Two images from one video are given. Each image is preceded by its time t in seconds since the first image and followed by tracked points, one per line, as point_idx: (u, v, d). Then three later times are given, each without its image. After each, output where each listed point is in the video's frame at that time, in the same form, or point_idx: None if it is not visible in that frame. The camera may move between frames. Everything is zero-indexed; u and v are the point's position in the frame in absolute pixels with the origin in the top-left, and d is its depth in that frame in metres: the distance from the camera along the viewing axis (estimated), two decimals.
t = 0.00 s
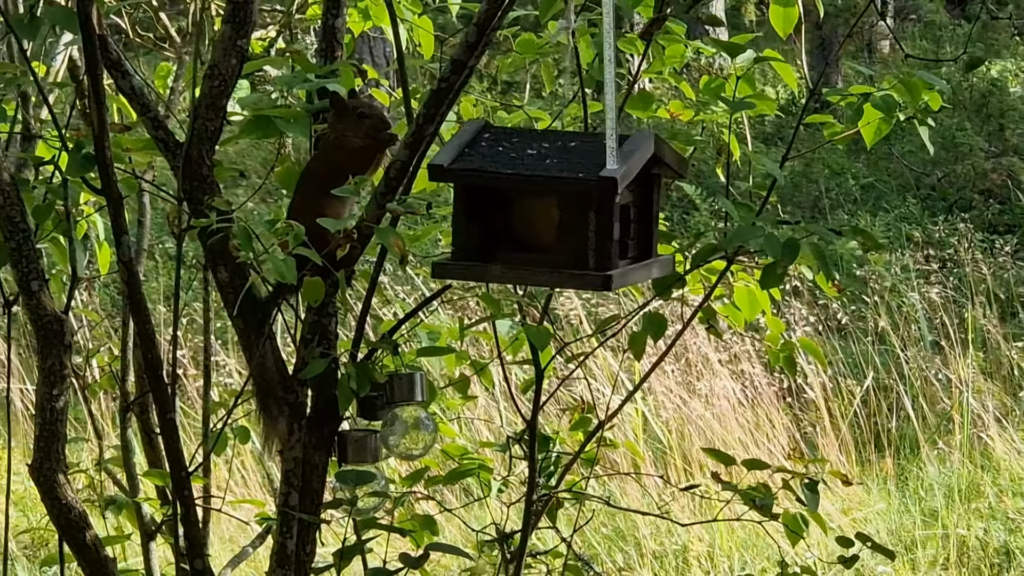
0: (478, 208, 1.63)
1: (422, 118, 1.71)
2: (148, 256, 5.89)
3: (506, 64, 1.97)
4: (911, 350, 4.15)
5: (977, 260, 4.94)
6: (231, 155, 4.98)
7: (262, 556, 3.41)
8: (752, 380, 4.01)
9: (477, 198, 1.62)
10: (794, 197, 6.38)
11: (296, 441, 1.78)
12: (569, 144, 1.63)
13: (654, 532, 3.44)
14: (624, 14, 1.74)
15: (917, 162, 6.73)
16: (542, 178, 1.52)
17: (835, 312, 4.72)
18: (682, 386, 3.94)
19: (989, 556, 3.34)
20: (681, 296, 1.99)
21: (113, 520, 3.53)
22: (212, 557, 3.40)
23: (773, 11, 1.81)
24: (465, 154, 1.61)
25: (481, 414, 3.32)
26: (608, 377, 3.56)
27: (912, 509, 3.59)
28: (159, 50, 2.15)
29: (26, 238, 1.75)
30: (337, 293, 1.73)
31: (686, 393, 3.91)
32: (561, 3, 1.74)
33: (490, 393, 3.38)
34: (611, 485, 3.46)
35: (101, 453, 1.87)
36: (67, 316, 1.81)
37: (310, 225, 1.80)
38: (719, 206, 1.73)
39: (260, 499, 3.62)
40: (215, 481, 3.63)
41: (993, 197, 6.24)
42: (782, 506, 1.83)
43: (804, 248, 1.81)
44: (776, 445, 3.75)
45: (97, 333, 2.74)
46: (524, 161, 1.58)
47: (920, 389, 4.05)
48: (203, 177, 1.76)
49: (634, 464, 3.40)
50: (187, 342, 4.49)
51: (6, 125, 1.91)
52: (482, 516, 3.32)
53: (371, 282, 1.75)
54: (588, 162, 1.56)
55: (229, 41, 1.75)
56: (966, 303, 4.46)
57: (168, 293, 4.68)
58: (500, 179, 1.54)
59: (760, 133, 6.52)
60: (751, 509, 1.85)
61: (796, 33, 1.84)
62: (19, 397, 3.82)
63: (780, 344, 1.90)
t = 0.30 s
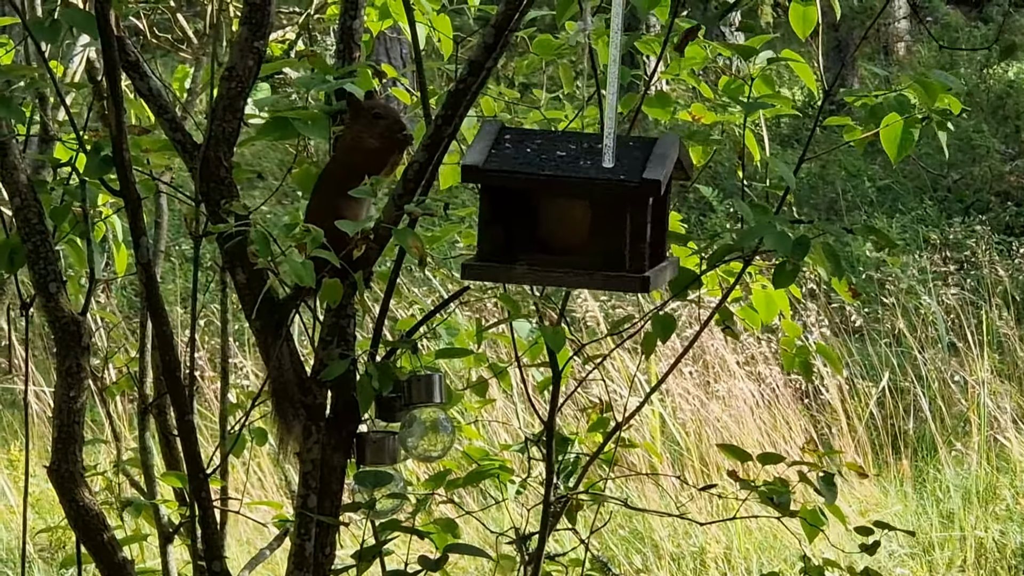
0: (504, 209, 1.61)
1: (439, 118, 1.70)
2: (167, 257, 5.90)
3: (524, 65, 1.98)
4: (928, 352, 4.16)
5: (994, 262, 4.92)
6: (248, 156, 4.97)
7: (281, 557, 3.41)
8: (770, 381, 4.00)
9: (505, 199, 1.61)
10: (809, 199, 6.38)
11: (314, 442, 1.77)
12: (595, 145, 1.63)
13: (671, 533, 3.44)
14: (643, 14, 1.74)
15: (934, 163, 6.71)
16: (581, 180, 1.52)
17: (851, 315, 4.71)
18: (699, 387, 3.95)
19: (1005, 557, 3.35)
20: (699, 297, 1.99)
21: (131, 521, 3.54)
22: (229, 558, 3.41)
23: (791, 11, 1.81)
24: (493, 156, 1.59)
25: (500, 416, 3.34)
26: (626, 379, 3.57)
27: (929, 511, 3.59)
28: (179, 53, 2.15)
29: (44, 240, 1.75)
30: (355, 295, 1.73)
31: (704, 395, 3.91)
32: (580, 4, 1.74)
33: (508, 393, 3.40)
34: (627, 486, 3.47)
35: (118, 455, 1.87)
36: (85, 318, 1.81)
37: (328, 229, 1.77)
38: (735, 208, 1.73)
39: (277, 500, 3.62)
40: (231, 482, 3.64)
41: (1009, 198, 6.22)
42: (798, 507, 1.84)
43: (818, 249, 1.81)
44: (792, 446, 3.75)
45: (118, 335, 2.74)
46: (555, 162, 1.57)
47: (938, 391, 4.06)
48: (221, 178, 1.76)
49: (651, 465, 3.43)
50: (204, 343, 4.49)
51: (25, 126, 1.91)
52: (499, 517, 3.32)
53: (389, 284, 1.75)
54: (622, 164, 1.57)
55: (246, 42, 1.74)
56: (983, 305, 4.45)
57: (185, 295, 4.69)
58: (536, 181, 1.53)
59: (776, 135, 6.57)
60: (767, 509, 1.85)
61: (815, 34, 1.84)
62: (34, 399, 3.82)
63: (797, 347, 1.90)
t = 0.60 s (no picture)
0: (584, 218, 1.64)
1: (469, 116, 1.70)
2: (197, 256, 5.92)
3: (552, 60, 1.99)
4: (956, 349, 4.18)
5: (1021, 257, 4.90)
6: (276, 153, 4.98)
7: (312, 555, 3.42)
8: (797, 377, 4.00)
9: (581, 207, 1.64)
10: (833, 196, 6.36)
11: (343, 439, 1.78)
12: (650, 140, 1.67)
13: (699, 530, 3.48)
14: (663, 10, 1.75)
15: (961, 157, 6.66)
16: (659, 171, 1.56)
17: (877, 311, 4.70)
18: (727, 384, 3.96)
19: None
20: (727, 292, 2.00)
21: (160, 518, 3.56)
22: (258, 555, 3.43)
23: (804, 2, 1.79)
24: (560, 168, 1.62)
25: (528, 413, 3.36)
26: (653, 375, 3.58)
27: (957, 507, 3.60)
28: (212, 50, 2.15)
29: (74, 237, 1.75)
30: (386, 291, 1.74)
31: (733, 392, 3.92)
32: None
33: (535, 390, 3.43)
34: (654, 483, 3.48)
35: (148, 452, 1.88)
36: (114, 316, 1.81)
37: (360, 224, 1.81)
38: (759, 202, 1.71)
39: (306, 498, 3.63)
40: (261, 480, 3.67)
41: None
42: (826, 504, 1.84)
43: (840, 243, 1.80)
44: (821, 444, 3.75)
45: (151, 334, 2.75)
46: (623, 160, 1.61)
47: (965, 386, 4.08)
48: (250, 176, 1.76)
49: (679, 461, 3.47)
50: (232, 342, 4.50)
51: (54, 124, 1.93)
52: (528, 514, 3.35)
53: (418, 281, 1.75)
54: (686, 149, 1.61)
55: (275, 39, 1.74)
56: (1011, 300, 4.43)
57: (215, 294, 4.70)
58: (616, 179, 1.58)
59: (801, 131, 6.53)
60: (793, 506, 1.85)
61: (831, 24, 1.81)
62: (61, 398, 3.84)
63: (825, 342, 1.90)
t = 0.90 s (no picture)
0: (613, 221, 1.64)
1: (502, 117, 1.69)
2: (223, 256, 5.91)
3: (582, 61, 1.99)
4: (987, 350, 4.20)
5: None
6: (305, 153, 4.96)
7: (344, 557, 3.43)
8: (827, 377, 4.01)
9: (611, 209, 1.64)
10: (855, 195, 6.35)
11: (376, 438, 1.78)
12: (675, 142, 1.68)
13: (729, 530, 3.49)
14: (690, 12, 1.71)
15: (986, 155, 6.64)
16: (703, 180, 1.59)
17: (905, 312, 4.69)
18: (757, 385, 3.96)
19: None
20: (755, 295, 2.01)
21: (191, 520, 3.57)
22: (290, 557, 3.45)
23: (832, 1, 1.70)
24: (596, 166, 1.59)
25: (558, 412, 3.39)
26: (684, 377, 3.60)
27: (987, 508, 3.62)
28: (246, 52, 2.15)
29: (105, 238, 1.74)
30: (418, 293, 1.74)
31: (762, 392, 3.92)
32: None
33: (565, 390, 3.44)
34: (686, 484, 3.49)
35: (178, 454, 1.87)
36: (145, 317, 1.80)
37: (392, 225, 1.79)
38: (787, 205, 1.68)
39: (337, 499, 3.64)
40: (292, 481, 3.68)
41: None
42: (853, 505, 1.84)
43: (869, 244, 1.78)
44: (853, 445, 3.77)
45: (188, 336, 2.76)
46: (660, 164, 1.61)
47: (996, 388, 4.10)
48: (281, 177, 1.75)
49: (709, 462, 3.49)
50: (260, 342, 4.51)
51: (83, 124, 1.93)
52: (559, 515, 3.36)
53: (451, 282, 1.74)
54: (717, 156, 1.65)
55: (307, 40, 1.73)
56: None
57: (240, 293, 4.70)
58: (659, 183, 1.57)
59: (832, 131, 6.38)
60: (821, 506, 1.84)
61: (859, 24, 1.72)
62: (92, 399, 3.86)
63: (852, 344, 1.90)
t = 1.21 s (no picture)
0: (641, 221, 1.62)
1: (530, 118, 1.63)
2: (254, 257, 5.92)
3: (613, 62, 1.99)
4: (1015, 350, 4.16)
5: None
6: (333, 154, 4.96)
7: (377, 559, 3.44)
8: (855, 376, 4.00)
9: (641, 209, 1.62)
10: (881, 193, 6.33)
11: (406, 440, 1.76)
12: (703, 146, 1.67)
13: (760, 530, 3.50)
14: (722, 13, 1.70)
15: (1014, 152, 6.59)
16: (738, 184, 1.58)
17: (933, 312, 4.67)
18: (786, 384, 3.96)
19: None
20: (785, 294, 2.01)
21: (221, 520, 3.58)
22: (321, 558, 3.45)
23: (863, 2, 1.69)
24: (631, 163, 1.57)
25: (587, 414, 3.41)
26: (715, 380, 3.61)
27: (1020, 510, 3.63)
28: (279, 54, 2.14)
29: (137, 241, 1.73)
30: (450, 295, 1.72)
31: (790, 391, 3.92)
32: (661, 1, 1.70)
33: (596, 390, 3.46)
34: (717, 486, 3.49)
35: (211, 457, 1.87)
36: (177, 320, 1.79)
37: (423, 227, 1.76)
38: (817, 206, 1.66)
39: (367, 500, 3.64)
40: (323, 482, 3.69)
41: None
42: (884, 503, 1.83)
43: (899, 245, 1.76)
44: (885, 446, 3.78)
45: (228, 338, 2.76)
46: (693, 166, 1.60)
47: None
48: (312, 178, 1.73)
49: (740, 463, 3.49)
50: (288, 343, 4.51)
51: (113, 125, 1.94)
52: (590, 516, 3.37)
53: (483, 285, 1.72)
54: (745, 164, 1.64)
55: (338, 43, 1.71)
56: None
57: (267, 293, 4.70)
58: (695, 184, 1.55)
59: (859, 130, 6.35)
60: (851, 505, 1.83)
61: (891, 26, 1.71)
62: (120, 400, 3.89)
63: (884, 336, 1.92)
